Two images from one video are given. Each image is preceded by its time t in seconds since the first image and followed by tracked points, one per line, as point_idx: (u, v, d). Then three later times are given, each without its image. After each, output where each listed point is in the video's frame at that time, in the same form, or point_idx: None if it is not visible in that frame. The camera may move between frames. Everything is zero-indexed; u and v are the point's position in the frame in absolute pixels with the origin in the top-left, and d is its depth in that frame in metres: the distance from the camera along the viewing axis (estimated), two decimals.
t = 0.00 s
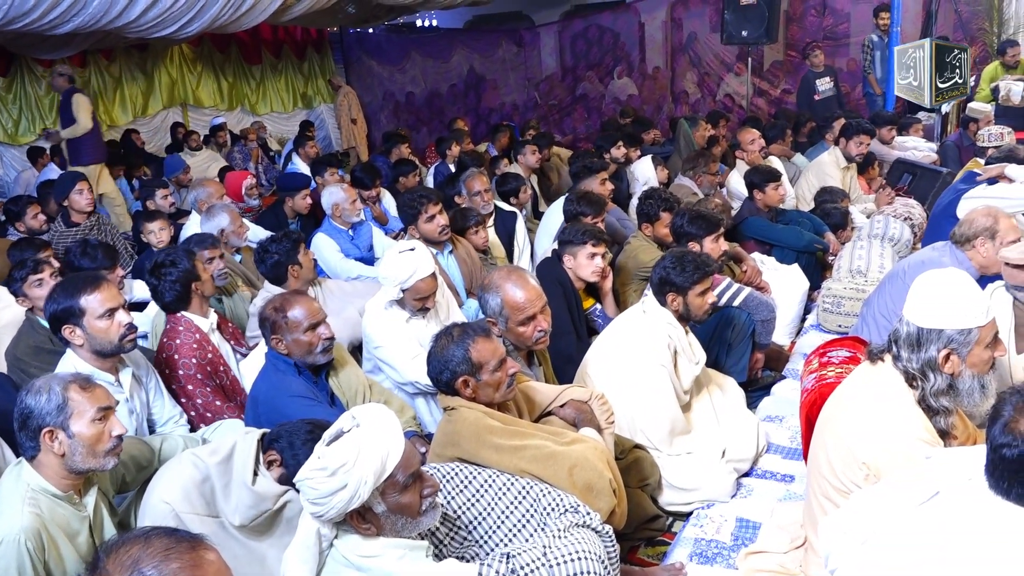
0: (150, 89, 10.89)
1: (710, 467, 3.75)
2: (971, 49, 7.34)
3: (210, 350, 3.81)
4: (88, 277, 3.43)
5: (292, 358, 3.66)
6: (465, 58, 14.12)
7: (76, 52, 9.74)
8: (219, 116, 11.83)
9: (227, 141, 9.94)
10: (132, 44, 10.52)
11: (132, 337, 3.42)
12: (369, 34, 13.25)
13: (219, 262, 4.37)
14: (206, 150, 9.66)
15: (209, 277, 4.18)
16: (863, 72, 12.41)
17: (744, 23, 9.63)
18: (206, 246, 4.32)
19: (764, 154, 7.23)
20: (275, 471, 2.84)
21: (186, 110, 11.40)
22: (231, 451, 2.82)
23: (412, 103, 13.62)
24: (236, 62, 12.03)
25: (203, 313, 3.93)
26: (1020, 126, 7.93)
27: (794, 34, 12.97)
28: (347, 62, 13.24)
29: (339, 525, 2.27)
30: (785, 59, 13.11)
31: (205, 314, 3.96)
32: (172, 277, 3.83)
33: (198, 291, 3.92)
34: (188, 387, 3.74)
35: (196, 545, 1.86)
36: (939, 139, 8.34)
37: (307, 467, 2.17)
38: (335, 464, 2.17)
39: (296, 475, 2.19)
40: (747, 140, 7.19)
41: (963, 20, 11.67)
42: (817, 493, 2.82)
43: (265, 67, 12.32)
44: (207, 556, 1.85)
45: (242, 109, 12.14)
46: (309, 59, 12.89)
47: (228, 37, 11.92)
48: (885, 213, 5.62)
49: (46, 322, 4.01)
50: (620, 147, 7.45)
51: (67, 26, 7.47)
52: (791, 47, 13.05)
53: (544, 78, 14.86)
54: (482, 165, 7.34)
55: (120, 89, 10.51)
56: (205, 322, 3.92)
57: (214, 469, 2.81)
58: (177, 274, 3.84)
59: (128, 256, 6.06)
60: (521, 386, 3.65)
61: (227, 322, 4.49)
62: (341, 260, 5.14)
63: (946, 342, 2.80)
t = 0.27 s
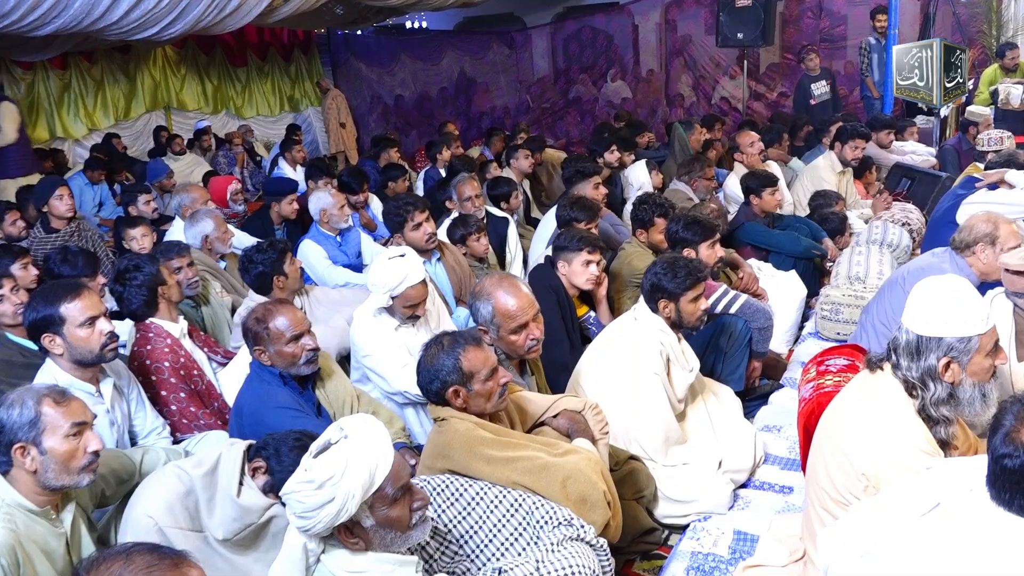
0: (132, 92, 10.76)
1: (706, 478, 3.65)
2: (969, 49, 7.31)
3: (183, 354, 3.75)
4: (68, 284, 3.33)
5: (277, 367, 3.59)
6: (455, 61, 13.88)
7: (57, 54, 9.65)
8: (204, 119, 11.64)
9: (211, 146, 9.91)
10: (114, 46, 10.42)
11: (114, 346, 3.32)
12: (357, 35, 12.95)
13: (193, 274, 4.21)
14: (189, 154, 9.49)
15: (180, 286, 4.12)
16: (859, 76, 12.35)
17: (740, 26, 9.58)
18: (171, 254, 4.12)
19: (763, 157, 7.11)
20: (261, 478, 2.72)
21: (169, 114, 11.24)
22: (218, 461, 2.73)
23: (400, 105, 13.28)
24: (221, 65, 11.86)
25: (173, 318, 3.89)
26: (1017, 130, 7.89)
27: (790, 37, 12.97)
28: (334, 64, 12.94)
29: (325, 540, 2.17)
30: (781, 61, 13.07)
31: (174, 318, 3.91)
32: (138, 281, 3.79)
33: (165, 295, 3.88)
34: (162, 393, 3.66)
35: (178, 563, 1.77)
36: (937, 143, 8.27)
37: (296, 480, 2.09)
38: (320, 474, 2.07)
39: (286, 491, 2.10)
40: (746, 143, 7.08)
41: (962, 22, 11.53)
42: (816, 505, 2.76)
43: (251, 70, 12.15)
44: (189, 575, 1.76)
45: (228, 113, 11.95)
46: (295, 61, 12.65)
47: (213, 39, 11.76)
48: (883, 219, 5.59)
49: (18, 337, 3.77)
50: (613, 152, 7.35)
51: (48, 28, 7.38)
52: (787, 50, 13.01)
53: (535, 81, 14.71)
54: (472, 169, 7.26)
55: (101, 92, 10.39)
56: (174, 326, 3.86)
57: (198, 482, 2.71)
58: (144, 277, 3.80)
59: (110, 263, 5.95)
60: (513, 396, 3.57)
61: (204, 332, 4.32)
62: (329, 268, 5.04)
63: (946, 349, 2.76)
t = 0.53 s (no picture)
0: (104, 89, 10.43)
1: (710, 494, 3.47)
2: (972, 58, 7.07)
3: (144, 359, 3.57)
4: (34, 291, 3.14)
5: (256, 379, 3.38)
6: (445, 55, 13.86)
7: (24, 49, 9.34)
8: (179, 117, 11.32)
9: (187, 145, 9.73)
10: (83, 40, 10.09)
11: (85, 357, 3.11)
12: (341, 28, 12.80)
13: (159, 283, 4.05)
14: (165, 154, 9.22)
15: (141, 295, 3.98)
16: (870, 71, 11.95)
17: (745, 19, 9.41)
18: (132, 264, 3.94)
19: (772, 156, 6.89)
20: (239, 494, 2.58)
21: (143, 111, 10.92)
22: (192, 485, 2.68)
23: (387, 102, 13.28)
24: (198, 59, 11.53)
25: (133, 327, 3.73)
26: None
27: (797, 31, 12.59)
28: (317, 59, 12.88)
29: (308, 562, 2.10)
30: (787, 56, 12.71)
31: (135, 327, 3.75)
32: (97, 288, 3.64)
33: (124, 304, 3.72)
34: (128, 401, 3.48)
35: None
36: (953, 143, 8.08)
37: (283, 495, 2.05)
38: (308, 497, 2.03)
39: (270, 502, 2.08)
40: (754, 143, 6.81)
41: (977, 17, 11.06)
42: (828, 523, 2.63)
43: (229, 65, 11.87)
44: None
45: (205, 111, 11.63)
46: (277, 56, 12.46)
47: (189, 32, 11.45)
48: (895, 221, 5.39)
49: None
50: (611, 152, 7.18)
51: (15, 20, 7.18)
52: (794, 44, 12.65)
53: (529, 77, 14.45)
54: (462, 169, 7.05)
55: (72, 89, 10.04)
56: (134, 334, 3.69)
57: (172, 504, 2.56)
58: (107, 280, 3.68)
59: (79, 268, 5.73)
60: (506, 410, 3.38)
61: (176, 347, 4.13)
62: (312, 274, 4.78)
63: (962, 359, 2.59)
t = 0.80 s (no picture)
0: (76, 84, 10.05)
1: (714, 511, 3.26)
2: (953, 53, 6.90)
3: (113, 364, 3.41)
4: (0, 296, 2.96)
5: (238, 389, 3.21)
6: (436, 49, 13.37)
7: None
8: (155, 112, 11.00)
9: (164, 142, 9.45)
10: (56, 32, 9.74)
11: (54, 366, 2.94)
12: (326, 20, 12.54)
13: (128, 289, 3.85)
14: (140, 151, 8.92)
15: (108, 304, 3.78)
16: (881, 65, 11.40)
17: (750, 11, 9.24)
18: (100, 269, 3.77)
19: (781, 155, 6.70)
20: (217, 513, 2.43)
21: (117, 106, 10.60)
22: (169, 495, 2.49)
23: (375, 97, 12.92)
24: (176, 53, 11.30)
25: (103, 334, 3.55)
26: None
27: (805, 22, 11.89)
28: (301, 52, 12.67)
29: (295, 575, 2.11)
30: (795, 50, 12.03)
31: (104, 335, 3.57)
32: (61, 294, 3.45)
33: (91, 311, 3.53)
34: (100, 407, 3.32)
35: None
36: (967, 140, 7.91)
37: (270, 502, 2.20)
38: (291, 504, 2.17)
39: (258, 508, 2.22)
40: (764, 140, 6.65)
41: (992, 9, 9.98)
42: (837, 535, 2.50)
43: (209, 58, 11.67)
44: None
45: (183, 107, 11.39)
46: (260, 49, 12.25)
47: (166, 25, 11.20)
48: (908, 221, 5.23)
49: None
50: (610, 149, 7.02)
51: None
52: (802, 37, 11.97)
53: (524, 71, 13.91)
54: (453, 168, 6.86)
55: (42, 83, 9.67)
56: (102, 341, 3.52)
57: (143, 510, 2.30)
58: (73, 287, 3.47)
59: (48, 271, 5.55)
60: (500, 420, 3.22)
61: (149, 355, 3.96)
62: (295, 278, 4.54)
63: (976, 368, 2.40)
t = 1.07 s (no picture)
0: (47, 76, 9.73)
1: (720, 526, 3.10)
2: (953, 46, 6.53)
3: (86, 377, 3.26)
4: None
5: (217, 397, 3.05)
6: (425, 40, 12.79)
7: None
8: (130, 106, 10.70)
9: (139, 137, 9.12)
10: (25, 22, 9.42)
11: (18, 377, 2.77)
12: (312, 11, 12.19)
13: (99, 294, 3.72)
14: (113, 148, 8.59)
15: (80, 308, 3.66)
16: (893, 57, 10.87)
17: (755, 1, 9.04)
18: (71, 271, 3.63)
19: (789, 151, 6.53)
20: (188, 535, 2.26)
21: (90, 100, 10.27)
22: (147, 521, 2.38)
23: (361, 91, 12.47)
24: (150, 44, 11.05)
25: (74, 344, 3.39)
26: None
27: (812, 12, 11.43)
28: (285, 43, 12.44)
29: None
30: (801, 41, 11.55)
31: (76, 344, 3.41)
32: (33, 303, 3.32)
33: (65, 321, 3.36)
34: (72, 423, 3.17)
35: None
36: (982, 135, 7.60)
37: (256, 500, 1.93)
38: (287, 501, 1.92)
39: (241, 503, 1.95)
40: (771, 135, 6.50)
41: None
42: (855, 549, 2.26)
43: (185, 50, 11.43)
44: None
45: (158, 99, 11.07)
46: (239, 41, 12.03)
47: (139, 15, 10.93)
48: (922, 221, 5.10)
49: None
50: (609, 145, 6.82)
51: None
52: (808, 28, 11.49)
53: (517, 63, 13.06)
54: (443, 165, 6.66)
55: (10, 75, 9.33)
56: (75, 352, 3.36)
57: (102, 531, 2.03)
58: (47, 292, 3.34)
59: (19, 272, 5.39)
60: (493, 430, 3.05)
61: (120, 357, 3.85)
62: (277, 281, 4.36)
63: (992, 374, 2.24)
